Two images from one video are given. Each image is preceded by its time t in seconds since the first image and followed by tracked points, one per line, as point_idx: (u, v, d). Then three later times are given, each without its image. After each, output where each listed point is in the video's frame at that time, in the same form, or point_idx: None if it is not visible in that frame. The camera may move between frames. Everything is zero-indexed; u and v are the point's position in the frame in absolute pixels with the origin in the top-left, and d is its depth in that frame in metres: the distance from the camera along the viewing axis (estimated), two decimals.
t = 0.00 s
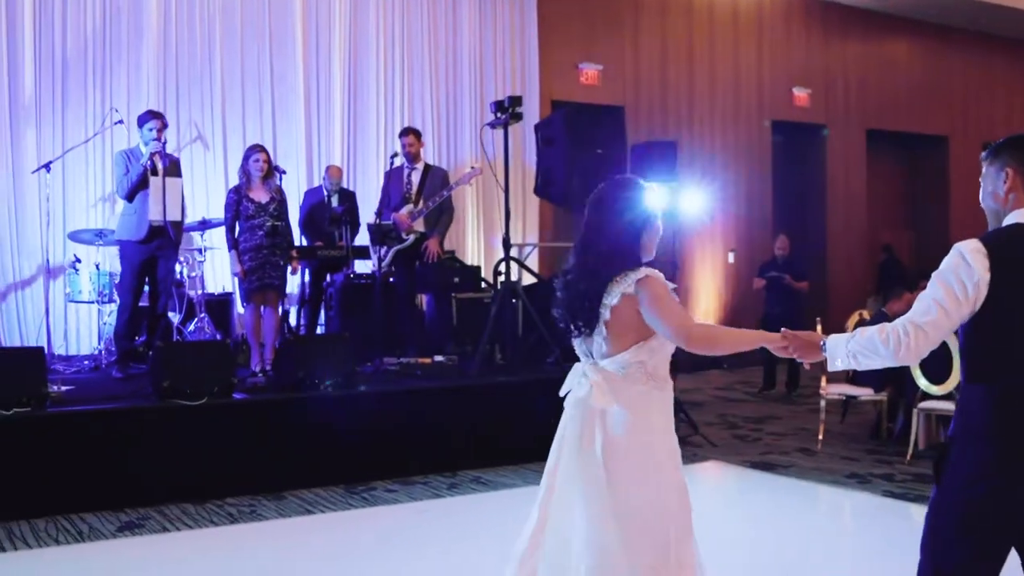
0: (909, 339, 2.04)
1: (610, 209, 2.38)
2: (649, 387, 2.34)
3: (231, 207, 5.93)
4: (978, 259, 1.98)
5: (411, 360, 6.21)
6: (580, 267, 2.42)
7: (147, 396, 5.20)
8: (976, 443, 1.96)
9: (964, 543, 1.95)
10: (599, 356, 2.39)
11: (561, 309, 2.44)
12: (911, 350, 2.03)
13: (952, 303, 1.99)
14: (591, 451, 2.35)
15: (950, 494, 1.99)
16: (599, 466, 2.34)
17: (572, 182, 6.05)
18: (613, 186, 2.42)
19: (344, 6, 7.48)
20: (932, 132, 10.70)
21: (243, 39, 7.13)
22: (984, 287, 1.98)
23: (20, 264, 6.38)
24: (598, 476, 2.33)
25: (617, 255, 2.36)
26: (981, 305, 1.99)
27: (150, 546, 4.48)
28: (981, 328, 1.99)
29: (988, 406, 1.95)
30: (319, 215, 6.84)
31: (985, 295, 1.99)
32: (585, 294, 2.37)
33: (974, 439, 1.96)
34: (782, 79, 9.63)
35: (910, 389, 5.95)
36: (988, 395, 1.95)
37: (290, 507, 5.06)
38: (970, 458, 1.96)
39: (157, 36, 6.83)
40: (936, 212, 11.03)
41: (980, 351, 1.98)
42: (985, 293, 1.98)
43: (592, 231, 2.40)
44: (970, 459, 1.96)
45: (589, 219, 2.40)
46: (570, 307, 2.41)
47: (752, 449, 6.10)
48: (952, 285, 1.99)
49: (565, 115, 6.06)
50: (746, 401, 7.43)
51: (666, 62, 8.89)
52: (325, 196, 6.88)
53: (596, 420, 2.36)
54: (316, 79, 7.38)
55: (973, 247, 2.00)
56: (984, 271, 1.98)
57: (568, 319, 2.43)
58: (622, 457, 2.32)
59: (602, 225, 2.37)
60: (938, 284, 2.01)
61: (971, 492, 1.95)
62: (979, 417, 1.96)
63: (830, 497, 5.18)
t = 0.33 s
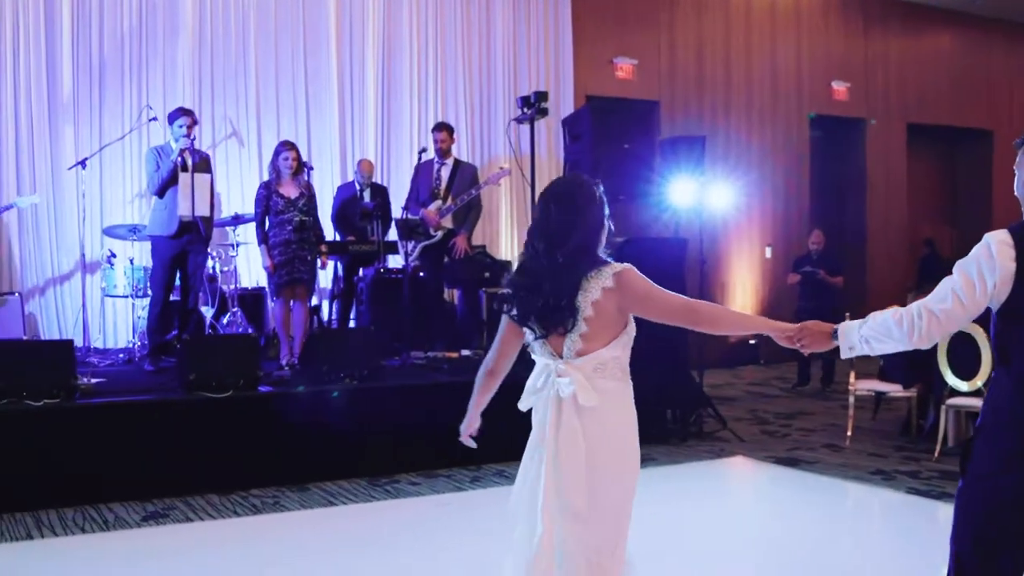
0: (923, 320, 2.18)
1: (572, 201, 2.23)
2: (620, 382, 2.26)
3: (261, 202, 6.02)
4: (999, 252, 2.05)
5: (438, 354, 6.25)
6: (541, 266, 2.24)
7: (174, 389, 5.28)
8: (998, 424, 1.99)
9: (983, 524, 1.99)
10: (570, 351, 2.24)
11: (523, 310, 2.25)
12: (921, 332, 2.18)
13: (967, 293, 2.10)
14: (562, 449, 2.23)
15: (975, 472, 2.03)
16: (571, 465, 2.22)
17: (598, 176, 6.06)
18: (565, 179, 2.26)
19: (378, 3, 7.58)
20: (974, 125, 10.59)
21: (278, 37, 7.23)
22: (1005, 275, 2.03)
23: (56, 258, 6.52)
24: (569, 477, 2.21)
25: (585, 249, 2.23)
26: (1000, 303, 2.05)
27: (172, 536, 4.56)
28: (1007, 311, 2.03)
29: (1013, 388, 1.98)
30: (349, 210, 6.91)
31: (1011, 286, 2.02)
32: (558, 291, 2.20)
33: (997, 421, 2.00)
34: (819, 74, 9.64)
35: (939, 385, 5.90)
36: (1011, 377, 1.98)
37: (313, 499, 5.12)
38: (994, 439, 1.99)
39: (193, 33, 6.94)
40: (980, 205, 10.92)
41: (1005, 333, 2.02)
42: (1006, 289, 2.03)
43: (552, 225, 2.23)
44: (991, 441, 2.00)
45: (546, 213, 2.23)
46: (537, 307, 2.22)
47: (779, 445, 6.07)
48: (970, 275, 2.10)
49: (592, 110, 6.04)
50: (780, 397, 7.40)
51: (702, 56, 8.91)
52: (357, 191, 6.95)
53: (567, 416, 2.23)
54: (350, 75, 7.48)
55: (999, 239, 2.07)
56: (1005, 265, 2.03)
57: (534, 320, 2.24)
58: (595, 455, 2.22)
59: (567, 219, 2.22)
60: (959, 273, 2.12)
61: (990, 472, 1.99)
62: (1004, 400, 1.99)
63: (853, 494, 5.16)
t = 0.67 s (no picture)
0: (914, 301, 2.23)
1: (555, 189, 2.12)
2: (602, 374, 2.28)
3: (300, 197, 6.11)
4: (1000, 244, 2.07)
5: (473, 348, 6.31)
6: (528, 258, 2.11)
7: (211, 380, 5.39)
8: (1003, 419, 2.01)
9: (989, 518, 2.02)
10: (558, 338, 2.22)
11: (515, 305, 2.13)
12: (911, 311, 2.22)
13: (965, 281, 2.14)
14: (552, 437, 2.21)
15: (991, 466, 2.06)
16: (562, 453, 2.21)
17: (634, 172, 6.09)
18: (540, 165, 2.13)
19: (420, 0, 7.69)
20: None
21: (321, 35, 7.36)
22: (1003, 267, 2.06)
23: (102, 251, 6.71)
24: (560, 465, 2.20)
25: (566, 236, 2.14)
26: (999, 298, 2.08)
27: (204, 525, 4.66)
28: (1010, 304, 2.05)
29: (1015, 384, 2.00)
30: (389, 205, 7.00)
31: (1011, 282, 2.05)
32: (556, 285, 2.12)
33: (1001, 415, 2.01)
34: (867, 67, 9.58)
35: (977, 382, 5.85)
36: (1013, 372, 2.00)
37: (345, 490, 5.20)
38: (998, 439, 2.02)
39: (237, 31, 7.09)
40: None
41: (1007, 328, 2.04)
42: (1006, 285, 2.06)
43: (539, 215, 2.11)
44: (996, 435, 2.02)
45: (533, 204, 2.10)
46: (535, 301, 2.12)
47: (814, 441, 6.05)
48: (970, 261, 2.13)
49: (628, 105, 6.08)
50: (820, 392, 7.37)
51: (747, 51, 8.88)
52: (397, 185, 7.03)
53: (558, 404, 2.22)
54: (392, 72, 7.59)
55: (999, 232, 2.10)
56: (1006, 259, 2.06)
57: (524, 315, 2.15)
58: (581, 445, 2.23)
59: (560, 212, 2.12)
60: (958, 259, 2.15)
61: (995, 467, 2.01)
62: (1004, 399, 2.01)
63: (884, 491, 5.14)
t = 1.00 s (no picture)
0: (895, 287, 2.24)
1: (528, 189, 2.19)
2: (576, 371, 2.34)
3: (339, 193, 6.19)
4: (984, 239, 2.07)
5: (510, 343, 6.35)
6: (504, 257, 2.19)
7: (248, 373, 5.49)
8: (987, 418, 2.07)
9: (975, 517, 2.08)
10: (533, 335, 2.26)
11: (492, 303, 2.20)
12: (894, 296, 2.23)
13: (949, 272, 2.16)
14: (537, 429, 2.25)
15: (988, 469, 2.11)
16: (548, 445, 2.25)
17: (670, 167, 6.08)
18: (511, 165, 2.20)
19: None
20: None
21: (365, 32, 7.44)
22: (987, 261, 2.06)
23: (150, 246, 6.86)
24: (547, 464, 2.24)
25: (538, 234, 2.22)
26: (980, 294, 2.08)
27: (237, 515, 4.76)
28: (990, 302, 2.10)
29: (995, 383, 2.06)
30: (431, 199, 7.06)
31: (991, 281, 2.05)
32: (529, 282, 2.19)
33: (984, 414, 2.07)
34: (917, 60, 9.48)
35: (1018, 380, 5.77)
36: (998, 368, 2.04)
37: (376, 482, 5.26)
38: (990, 437, 2.05)
39: (281, 30, 7.20)
40: None
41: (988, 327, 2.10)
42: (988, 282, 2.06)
43: (512, 213, 2.19)
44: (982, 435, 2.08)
45: (505, 203, 2.18)
46: (510, 299, 2.20)
47: (851, 438, 6.01)
48: (959, 256, 2.14)
49: (664, 100, 6.08)
50: (864, 389, 7.30)
51: (792, 44, 8.82)
52: (439, 180, 7.08)
53: (539, 400, 2.26)
54: (435, 67, 7.66)
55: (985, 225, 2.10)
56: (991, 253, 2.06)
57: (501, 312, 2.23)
58: (562, 437, 2.28)
59: (532, 210, 2.20)
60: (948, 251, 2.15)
61: (977, 467, 2.07)
62: (994, 397, 2.04)
63: (917, 490, 5.10)
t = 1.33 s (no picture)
0: (873, 273, 2.23)
1: (508, 192, 2.27)
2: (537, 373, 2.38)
3: (372, 189, 6.25)
4: (961, 234, 2.09)
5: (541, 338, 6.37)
6: (475, 257, 2.29)
7: (280, 367, 5.57)
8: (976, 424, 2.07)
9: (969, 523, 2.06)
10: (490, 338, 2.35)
11: (451, 299, 2.31)
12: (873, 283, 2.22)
13: (928, 261, 2.15)
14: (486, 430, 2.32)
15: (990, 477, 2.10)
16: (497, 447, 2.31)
17: (702, 163, 6.06)
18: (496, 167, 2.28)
19: None
20: None
21: (403, 30, 7.52)
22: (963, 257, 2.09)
23: (191, 242, 7.01)
24: (497, 466, 2.30)
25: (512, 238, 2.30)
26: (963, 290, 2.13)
27: (264, 507, 4.84)
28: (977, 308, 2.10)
29: (979, 386, 2.06)
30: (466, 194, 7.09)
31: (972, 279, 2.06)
32: (484, 285, 2.27)
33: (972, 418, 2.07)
34: (964, 53, 9.36)
35: None
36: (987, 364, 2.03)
37: (403, 476, 5.32)
38: (980, 434, 2.03)
39: (320, 29, 7.30)
40: None
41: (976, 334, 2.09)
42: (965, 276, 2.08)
43: (481, 215, 2.28)
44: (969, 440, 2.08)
45: (475, 205, 2.27)
46: (471, 301, 2.29)
47: (884, 436, 5.96)
48: (941, 249, 2.13)
49: (696, 95, 6.05)
50: (903, 386, 7.23)
51: (835, 37, 8.73)
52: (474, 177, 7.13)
53: (487, 401, 2.33)
54: (474, 65, 7.70)
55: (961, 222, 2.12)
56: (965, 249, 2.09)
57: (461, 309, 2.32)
58: (516, 437, 2.33)
59: (501, 216, 2.27)
60: (930, 245, 2.15)
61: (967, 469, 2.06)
62: (984, 394, 2.03)
63: (947, 490, 5.05)
